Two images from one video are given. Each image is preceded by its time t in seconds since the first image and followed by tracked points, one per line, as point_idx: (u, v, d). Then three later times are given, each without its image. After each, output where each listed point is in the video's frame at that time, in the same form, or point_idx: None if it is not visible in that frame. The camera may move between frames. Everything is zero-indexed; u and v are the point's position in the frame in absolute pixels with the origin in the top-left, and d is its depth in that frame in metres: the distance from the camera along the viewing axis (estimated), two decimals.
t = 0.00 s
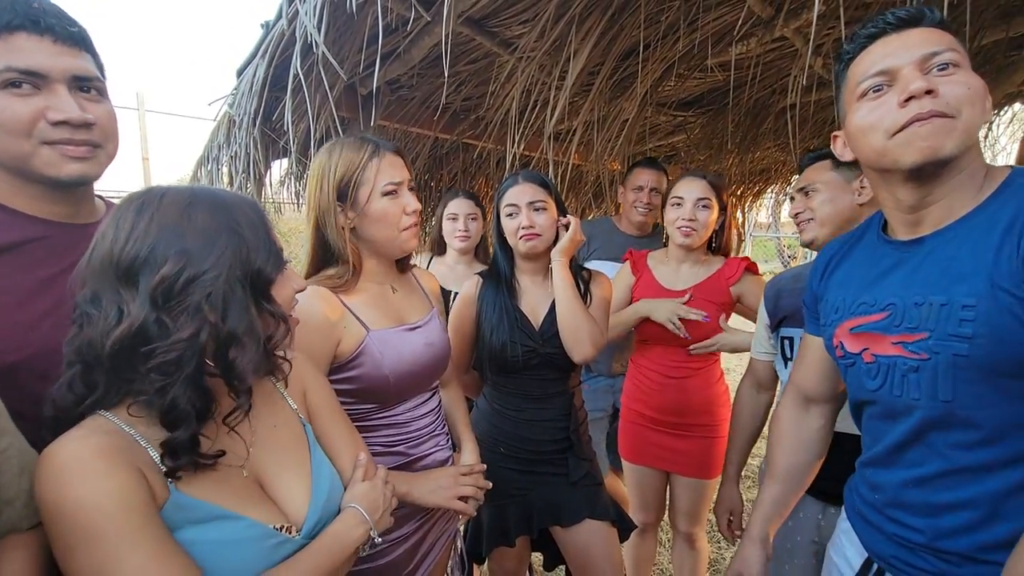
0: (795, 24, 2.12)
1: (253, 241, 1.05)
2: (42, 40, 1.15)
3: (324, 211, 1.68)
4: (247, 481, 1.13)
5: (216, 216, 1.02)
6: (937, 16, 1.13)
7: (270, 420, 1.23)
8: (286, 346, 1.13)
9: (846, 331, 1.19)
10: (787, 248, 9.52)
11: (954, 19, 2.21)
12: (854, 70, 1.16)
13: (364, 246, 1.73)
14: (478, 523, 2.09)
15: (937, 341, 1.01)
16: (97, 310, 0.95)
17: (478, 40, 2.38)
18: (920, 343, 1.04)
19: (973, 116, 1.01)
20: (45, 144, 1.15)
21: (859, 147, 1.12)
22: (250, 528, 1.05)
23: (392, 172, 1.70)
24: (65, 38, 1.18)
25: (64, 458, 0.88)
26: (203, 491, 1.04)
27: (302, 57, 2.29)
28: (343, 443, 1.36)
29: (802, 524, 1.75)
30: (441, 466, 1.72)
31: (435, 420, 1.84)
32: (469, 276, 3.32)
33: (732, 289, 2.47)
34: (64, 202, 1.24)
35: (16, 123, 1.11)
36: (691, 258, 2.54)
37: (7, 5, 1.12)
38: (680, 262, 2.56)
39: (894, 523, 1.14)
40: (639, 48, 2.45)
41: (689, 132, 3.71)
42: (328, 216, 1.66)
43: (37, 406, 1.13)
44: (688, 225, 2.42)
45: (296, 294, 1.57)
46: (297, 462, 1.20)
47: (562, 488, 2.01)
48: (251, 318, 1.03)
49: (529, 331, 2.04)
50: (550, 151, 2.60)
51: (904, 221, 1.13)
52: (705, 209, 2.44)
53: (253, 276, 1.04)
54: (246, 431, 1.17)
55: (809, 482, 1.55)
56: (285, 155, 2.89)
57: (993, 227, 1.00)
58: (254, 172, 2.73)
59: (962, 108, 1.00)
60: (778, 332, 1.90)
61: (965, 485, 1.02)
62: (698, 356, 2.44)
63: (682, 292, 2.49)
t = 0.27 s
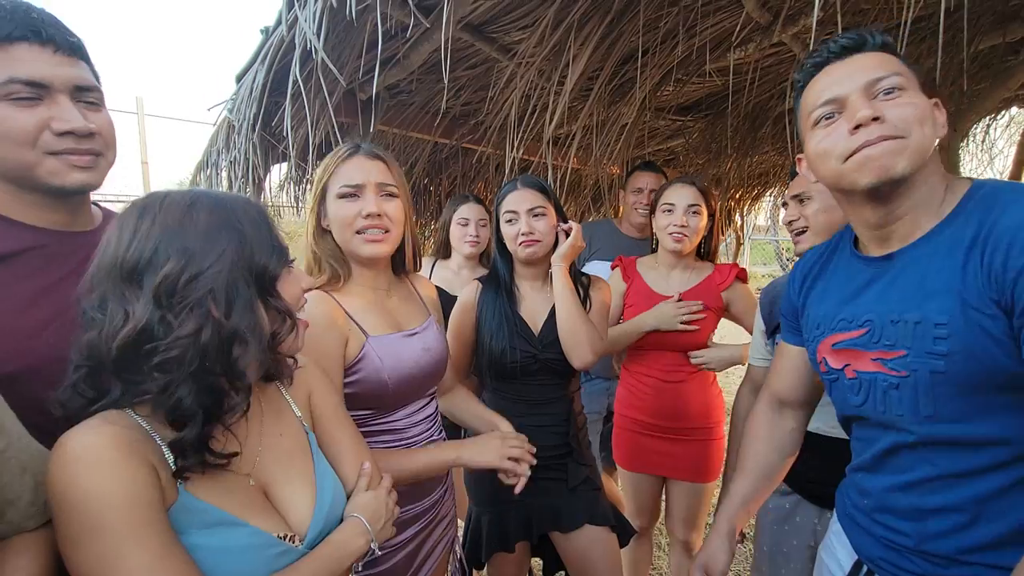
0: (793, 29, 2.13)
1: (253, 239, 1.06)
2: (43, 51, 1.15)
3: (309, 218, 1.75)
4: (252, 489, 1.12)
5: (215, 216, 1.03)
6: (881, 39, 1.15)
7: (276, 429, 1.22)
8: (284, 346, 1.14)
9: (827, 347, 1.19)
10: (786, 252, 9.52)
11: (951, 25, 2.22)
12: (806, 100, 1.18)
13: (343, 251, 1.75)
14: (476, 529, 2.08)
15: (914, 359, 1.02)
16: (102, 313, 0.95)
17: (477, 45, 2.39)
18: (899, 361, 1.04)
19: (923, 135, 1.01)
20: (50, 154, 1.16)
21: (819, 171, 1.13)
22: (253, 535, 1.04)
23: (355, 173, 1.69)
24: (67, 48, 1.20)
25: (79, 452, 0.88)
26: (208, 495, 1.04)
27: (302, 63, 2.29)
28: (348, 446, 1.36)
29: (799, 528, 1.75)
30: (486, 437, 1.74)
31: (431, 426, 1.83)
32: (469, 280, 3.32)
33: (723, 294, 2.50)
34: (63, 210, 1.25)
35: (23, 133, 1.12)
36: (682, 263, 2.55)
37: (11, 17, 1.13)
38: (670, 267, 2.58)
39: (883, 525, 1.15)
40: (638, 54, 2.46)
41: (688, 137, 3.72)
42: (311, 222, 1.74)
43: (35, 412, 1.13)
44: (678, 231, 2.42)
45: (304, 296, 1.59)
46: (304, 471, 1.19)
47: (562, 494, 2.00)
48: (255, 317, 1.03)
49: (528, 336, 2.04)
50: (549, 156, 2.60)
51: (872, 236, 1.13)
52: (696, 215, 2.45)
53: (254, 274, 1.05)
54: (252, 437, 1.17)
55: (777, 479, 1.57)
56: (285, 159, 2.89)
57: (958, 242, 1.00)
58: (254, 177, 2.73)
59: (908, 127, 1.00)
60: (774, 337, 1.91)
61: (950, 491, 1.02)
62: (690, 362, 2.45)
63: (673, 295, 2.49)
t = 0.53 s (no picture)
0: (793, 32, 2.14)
1: (282, 253, 1.04)
2: (73, 65, 1.18)
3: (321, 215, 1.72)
4: (263, 493, 1.13)
5: (247, 228, 1.02)
6: (853, 81, 1.12)
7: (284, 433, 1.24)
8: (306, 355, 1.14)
9: (829, 380, 1.22)
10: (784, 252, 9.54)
11: (949, 28, 2.23)
12: (780, 151, 1.15)
13: (362, 250, 1.75)
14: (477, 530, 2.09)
15: (915, 398, 1.05)
16: (128, 328, 0.93)
17: (477, 48, 2.39)
18: (903, 399, 1.07)
19: (904, 186, 1.03)
20: (82, 165, 1.18)
21: (802, 223, 1.13)
22: (268, 538, 1.05)
23: (386, 177, 1.71)
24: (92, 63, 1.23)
25: (90, 455, 0.87)
26: (226, 500, 1.04)
27: (303, 65, 2.30)
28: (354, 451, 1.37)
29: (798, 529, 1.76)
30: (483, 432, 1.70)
31: (434, 429, 1.83)
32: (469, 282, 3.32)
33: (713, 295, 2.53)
34: (67, 215, 1.24)
35: (58, 146, 1.14)
36: (671, 267, 2.55)
37: (40, 31, 1.15)
38: (661, 272, 2.58)
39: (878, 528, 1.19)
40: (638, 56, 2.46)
41: (688, 138, 3.72)
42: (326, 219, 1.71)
43: (37, 419, 1.13)
44: (671, 235, 2.43)
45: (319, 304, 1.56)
46: (309, 477, 1.21)
47: (562, 496, 2.01)
48: (285, 332, 1.03)
49: (529, 339, 2.05)
50: (550, 159, 2.60)
51: (862, 273, 1.15)
52: (688, 219, 2.46)
53: (284, 290, 1.04)
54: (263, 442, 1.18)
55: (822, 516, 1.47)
56: (285, 161, 2.89)
57: (946, 279, 1.03)
58: (254, 178, 2.73)
59: (889, 183, 1.02)
60: (764, 341, 1.93)
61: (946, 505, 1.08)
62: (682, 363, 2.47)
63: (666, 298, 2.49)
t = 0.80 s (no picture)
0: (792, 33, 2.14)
1: (269, 252, 1.02)
2: (76, 69, 1.19)
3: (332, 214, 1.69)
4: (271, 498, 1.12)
5: (230, 232, 0.99)
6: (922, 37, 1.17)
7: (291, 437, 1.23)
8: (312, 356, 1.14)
9: (820, 319, 1.17)
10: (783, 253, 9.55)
11: (947, 30, 2.24)
12: (845, 80, 1.18)
13: (374, 249, 1.74)
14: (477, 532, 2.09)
15: (914, 332, 1.01)
16: (127, 346, 0.92)
17: (477, 49, 2.39)
18: (896, 333, 1.03)
19: (955, 122, 1.04)
20: (86, 169, 1.19)
21: (845, 149, 1.14)
22: (283, 547, 1.05)
23: (403, 179, 1.73)
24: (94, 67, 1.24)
25: (103, 466, 0.86)
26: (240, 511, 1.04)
27: (302, 66, 2.30)
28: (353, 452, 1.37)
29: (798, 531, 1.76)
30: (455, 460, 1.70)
31: (438, 430, 1.84)
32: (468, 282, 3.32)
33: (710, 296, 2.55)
34: (65, 218, 1.24)
35: (61, 151, 1.14)
36: (671, 268, 2.56)
37: (43, 35, 1.15)
38: (659, 273, 2.59)
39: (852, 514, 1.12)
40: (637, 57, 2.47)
41: (687, 139, 3.72)
42: (339, 218, 1.68)
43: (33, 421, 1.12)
44: (668, 238, 2.43)
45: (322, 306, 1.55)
46: (314, 484, 1.21)
47: (563, 497, 2.01)
48: (287, 333, 1.02)
49: (529, 340, 2.05)
50: (549, 159, 2.60)
51: (882, 220, 1.14)
52: (685, 221, 2.46)
53: (279, 291, 1.02)
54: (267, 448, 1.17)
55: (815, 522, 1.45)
56: (285, 162, 2.89)
57: (964, 230, 1.03)
58: (254, 179, 2.73)
59: (945, 113, 1.03)
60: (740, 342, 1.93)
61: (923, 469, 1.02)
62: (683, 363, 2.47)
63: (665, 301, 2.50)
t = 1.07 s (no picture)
0: (789, 35, 2.16)
1: (224, 248, 0.95)
2: (76, 76, 1.19)
3: (347, 214, 1.66)
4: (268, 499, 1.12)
5: (187, 220, 0.94)
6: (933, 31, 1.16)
7: (286, 436, 1.22)
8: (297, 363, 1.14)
9: (808, 305, 1.18)
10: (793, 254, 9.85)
11: (943, 32, 2.25)
12: (854, 71, 1.18)
13: (384, 251, 1.74)
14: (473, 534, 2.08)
15: (903, 320, 1.03)
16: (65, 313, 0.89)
17: (475, 51, 2.40)
18: (884, 320, 1.05)
19: (959, 117, 1.04)
20: (85, 177, 1.20)
21: (849, 139, 1.15)
22: (285, 546, 1.06)
23: (416, 187, 1.79)
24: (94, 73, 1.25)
25: (92, 490, 0.85)
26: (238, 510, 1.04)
27: (300, 68, 2.31)
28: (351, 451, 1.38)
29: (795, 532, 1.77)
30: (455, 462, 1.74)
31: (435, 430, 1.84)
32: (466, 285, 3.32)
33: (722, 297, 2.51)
34: (58, 221, 1.24)
35: (60, 159, 1.15)
36: (681, 267, 2.54)
37: (44, 42, 1.15)
38: (671, 273, 2.56)
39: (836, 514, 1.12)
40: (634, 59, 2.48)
41: (685, 140, 3.73)
42: (357, 220, 1.66)
43: (26, 426, 1.12)
44: (675, 235, 2.43)
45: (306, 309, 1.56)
46: (310, 483, 1.20)
47: (559, 498, 2.01)
48: (213, 330, 0.92)
49: (526, 341, 2.05)
50: (546, 161, 2.60)
51: (880, 215, 1.16)
52: (691, 218, 2.47)
53: (219, 285, 0.94)
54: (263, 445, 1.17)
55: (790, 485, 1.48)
56: (282, 164, 2.89)
57: (959, 223, 1.04)
58: (251, 181, 2.73)
59: (951, 107, 1.04)
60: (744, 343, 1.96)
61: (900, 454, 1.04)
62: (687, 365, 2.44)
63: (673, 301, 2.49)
